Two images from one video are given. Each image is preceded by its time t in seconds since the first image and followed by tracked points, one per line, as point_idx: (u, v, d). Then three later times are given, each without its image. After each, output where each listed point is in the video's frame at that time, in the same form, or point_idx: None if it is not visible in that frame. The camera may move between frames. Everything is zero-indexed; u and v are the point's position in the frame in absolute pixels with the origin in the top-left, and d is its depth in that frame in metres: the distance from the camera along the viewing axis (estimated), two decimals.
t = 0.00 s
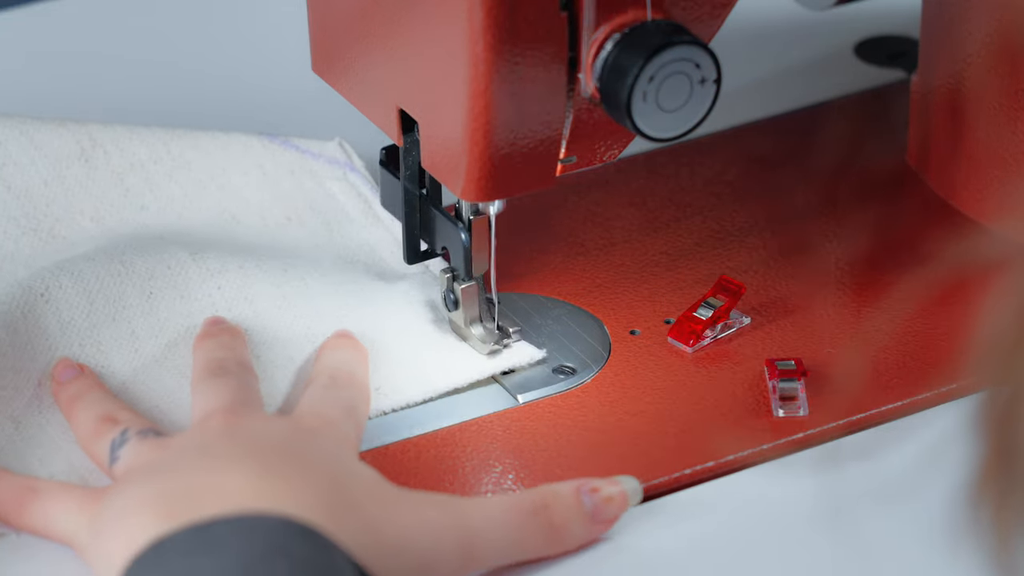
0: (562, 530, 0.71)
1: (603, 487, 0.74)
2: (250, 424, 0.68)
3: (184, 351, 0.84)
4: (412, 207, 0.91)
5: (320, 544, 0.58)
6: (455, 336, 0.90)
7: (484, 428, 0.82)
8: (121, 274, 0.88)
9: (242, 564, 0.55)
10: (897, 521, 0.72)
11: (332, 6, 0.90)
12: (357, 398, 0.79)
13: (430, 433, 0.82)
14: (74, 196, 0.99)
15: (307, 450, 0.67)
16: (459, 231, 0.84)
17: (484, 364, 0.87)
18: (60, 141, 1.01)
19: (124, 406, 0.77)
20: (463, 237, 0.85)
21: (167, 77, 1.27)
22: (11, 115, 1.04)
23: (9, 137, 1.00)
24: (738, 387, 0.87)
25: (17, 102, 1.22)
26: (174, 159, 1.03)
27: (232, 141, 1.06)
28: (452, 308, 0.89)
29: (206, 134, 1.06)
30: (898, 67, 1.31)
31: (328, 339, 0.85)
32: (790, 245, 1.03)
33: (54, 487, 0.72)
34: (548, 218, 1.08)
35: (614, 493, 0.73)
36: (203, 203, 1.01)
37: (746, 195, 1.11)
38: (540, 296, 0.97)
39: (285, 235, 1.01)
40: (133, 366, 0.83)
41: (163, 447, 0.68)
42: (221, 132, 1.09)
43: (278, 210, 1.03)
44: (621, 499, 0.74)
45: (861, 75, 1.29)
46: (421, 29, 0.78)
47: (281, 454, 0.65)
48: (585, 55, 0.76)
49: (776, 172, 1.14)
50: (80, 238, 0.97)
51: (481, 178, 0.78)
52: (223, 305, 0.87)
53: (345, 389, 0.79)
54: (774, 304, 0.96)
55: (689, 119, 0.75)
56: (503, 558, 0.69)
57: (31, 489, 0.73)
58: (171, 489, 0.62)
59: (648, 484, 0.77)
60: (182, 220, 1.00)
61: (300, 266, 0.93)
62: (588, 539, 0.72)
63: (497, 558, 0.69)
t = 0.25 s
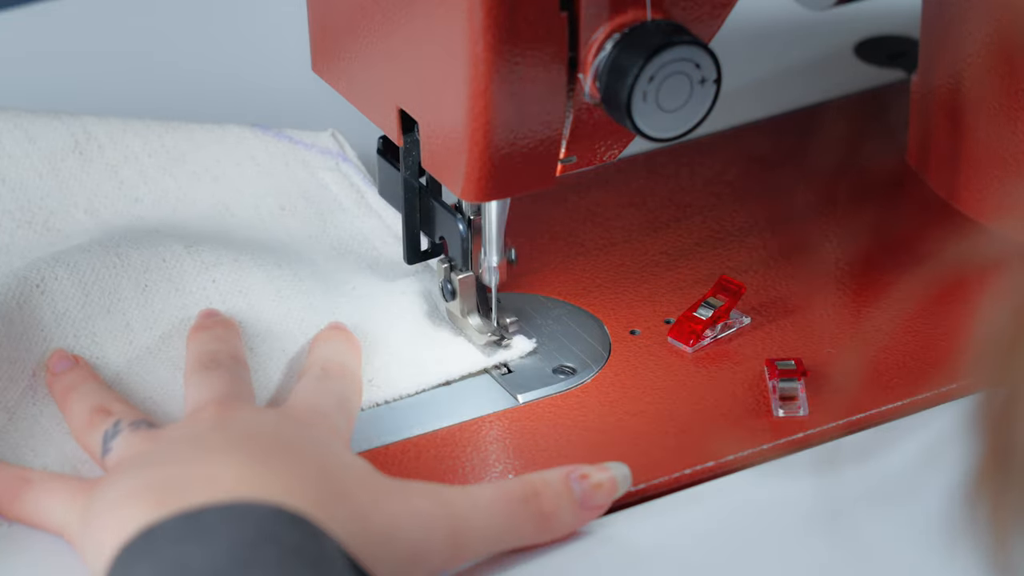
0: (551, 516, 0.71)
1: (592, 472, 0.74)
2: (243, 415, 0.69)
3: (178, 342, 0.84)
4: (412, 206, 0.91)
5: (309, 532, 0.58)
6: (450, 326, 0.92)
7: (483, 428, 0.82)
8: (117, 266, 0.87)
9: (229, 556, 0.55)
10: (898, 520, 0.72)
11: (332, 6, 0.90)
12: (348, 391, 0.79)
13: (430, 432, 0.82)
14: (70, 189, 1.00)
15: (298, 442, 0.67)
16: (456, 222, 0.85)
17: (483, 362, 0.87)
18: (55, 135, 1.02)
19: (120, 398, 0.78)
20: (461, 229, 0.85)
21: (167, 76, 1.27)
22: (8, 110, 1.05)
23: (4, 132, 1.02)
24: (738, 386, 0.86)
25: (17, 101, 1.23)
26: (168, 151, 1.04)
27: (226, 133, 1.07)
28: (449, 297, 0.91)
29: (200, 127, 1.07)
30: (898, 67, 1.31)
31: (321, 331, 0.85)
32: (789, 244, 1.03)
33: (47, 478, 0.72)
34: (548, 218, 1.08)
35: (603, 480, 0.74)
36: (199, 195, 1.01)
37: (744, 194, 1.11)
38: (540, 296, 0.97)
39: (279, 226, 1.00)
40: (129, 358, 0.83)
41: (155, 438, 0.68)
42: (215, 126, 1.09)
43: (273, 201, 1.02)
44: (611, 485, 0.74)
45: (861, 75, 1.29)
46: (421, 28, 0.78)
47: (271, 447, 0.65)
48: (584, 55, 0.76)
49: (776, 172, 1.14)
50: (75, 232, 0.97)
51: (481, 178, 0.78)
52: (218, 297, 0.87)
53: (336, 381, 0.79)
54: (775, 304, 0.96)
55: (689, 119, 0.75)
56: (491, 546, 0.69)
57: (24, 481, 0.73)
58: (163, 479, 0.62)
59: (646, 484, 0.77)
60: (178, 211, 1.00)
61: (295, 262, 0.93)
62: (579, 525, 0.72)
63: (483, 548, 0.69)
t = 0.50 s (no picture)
0: (542, 504, 0.71)
1: (584, 461, 0.74)
2: (236, 406, 0.69)
3: (173, 335, 0.84)
4: (412, 207, 0.91)
5: (299, 520, 0.59)
6: (447, 328, 0.91)
7: (483, 427, 0.82)
8: (112, 259, 0.87)
9: (223, 541, 0.55)
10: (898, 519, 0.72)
11: (332, 6, 0.90)
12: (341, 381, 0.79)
13: (430, 432, 0.82)
14: (65, 183, 1.00)
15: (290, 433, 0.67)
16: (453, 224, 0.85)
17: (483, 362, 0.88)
18: (49, 130, 1.02)
19: (114, 391, 0.77)
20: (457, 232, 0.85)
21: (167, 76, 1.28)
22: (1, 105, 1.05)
23: None
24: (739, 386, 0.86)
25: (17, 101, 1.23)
26: (162, 146, 1.04)
27: (222, 126, 1.07)
28: (444, 299, 0.91)
29: (195, 121, 1.07)
30: (898, 67, 1.31)
31: (315, 326, 0.85)
32: (789, 244, 1.03)
33: (42, 470, 0.73)
34: (548, 218, 1.08)
35: (595, 468, 0.74)
36: (194, 190, 1.01)
37: (744, 194, 1.11)
38: (540, 296, 0.97)
39: (274, 220, 1.00)
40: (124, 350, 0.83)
41: (146, 430, 0.68)
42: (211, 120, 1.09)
43: (268, 194, 1.03)
44: (603, 473, 0.74)
45: (861, 75, 1.29)
46: (420, 28, 0.78)
47: (264, 438, 0.65)
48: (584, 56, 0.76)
49: (776, 172, 1.14)
50: (70, 226, 0.97)
51: (481, 178, 0.78)
52: (213, 291, 0.87)
53: (330, 374, 0.79)
54: (775, 304, 0.96)
55: (689, 119, 0.75)
56: (482, 535, 0.69)
57: (18, 472, 0.74)
58: (154, 469, 0.62)
59: (646, 484, 0.77)
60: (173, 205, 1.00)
61: (291, 257, 0.94)
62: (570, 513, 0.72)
63: (476, 533, 0.69)
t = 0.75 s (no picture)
0: (544, 512, 0.71)
1: (587, 469, 0.75)
2: (239, 409, 0.69)
3: (176, 337, 0.84)
4: (413, 207, 0.91)
5: (302, 523, 0.59)
6: (451, 333, 0.91)
7: (484, 428, 0.82)
8: (116, 259, 0.88)
9: (222, 546, 0.55)
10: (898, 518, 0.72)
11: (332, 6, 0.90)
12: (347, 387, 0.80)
13: (430, 433, 0.82)
14: (70, 183, 1.00)
15: (286, 433, 0.67)
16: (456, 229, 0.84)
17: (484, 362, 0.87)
18: (53, 130, 1.02)
19: (116, 392, 0.78)
20: (461, 237, 0.84)
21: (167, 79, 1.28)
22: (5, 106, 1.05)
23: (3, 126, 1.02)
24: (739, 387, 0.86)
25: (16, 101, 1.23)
26: (166, 144, 1.04)
27: (228, 125, 1.06)
28: (449, 305, 0.90)
29: (198, 120, 1.06)
30: (898, 67, 1.31)
31: (315, 329, 0.86)
32: (789, 244, 1.03)
33: (42, 468, 0.73)
34: (548, 218, 1.08)
35: (598, 476, 0.75)
36: (199, 190, 1.01)
37: (744, 194, 1.11)
38: (540, 297, 0.97)
39: (279, 224, 1.01)
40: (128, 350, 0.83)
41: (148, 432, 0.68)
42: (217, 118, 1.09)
43: (273, 196, 1.03)
44: (605, 481, 0.75)
45: (861, 75, 1.29)
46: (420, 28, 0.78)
47: (265, 442, 0.65)
48: (584, 56, 0.76)
49: (776, 172, 1.14)
50: (75, 228, 0.97)
51: (481, 178, 0.78)
52: (217, 292, 0.87)
53: (331, 375, 0.79)
54: (776, 304, 0.96)
55: (689, 118, 0.75)
56: (486, 543, 0.69)
57: (18, 472, 0.73)
58: (154, 469, 0.62)
59: (646, 484, 0.77)
60: (177, 205, 1.00)
61: (294, 257, 0.94)
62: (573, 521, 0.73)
63: (479, 539, 0.69)
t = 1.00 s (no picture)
0: (552, 522, 0.71)
1: (596, 480, 0.74)
2: (247, 413, 0.69)
3: (179, 342, 0.84)
4: (412, 207, 0.91)
5: (307, 526, 0.59)
6: (444, 326, 0.91)
7: (483, 427, 0.82)
8: (116, 265, 0.88)
9: (227, 549, 0.55)
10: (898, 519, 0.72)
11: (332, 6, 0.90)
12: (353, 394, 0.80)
13: (430, 432, 0.82)
14: (71, 185, 1.00)
15: (291, 437, 0.67)
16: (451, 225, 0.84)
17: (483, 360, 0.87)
18: (55, 131, 1.02)
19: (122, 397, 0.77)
20: (455, 232, 0.85)
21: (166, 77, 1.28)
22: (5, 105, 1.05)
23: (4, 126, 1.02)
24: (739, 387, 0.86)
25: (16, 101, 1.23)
26: (168, 145, 1.04)
27: (230, 125, 1.06)
28: (441, 299, 0.90)
29: (201, 121, 1.06)
30: (898, 66, 1.31)
31: (326, 333, 0.85)
32: (789, 245, 1.03)
33: (47, 472, 0.73)
34: (548, 218, 1.08)
35: (606, 488, 0.73)
36: (201, 194, 1.01)
37: (744, 194, 1.11)
38: (540, 296, 0.97)
39: (281, 226, 1.01)
40: (130, 355, 0.83)
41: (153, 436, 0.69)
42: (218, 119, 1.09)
43: (275, 198, 1.03)
44: (614, 493, 0.73)
45: (861, 75, 1.29)
46: (420, 28, 0.78)
47: (271, 446, 0.65)
48: (585, 55, 0.76)
49: (776, 172, 1.14)
50: (76, 230, 0.97)
51: (481, 178, 0.78)
52: (218, 297, 0.87)
53: (338, 380, 0.79)
54: (776, 303, 0.96)
55: (689, 118, 0.75)
56: (494, 550, 0.69)
57: (23, 477, 0.73)
58: (158, 471, 0.62)
59: (648, 483, 0.77)
60: (178, 209, 1.00)
61: (296, 261, 0.94)
62: (581, 533, 0.72)
63: (488, 546, 0.69)
